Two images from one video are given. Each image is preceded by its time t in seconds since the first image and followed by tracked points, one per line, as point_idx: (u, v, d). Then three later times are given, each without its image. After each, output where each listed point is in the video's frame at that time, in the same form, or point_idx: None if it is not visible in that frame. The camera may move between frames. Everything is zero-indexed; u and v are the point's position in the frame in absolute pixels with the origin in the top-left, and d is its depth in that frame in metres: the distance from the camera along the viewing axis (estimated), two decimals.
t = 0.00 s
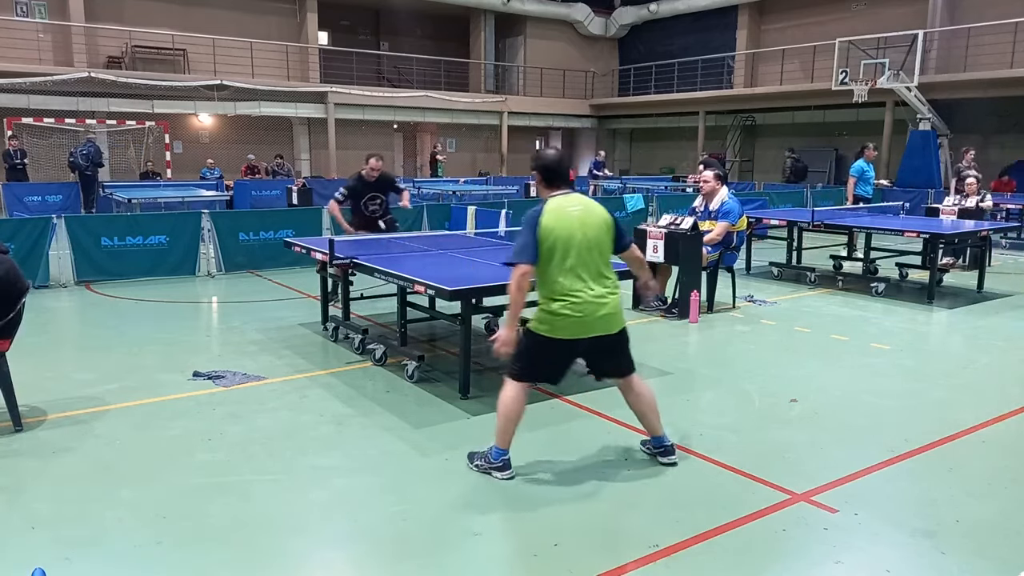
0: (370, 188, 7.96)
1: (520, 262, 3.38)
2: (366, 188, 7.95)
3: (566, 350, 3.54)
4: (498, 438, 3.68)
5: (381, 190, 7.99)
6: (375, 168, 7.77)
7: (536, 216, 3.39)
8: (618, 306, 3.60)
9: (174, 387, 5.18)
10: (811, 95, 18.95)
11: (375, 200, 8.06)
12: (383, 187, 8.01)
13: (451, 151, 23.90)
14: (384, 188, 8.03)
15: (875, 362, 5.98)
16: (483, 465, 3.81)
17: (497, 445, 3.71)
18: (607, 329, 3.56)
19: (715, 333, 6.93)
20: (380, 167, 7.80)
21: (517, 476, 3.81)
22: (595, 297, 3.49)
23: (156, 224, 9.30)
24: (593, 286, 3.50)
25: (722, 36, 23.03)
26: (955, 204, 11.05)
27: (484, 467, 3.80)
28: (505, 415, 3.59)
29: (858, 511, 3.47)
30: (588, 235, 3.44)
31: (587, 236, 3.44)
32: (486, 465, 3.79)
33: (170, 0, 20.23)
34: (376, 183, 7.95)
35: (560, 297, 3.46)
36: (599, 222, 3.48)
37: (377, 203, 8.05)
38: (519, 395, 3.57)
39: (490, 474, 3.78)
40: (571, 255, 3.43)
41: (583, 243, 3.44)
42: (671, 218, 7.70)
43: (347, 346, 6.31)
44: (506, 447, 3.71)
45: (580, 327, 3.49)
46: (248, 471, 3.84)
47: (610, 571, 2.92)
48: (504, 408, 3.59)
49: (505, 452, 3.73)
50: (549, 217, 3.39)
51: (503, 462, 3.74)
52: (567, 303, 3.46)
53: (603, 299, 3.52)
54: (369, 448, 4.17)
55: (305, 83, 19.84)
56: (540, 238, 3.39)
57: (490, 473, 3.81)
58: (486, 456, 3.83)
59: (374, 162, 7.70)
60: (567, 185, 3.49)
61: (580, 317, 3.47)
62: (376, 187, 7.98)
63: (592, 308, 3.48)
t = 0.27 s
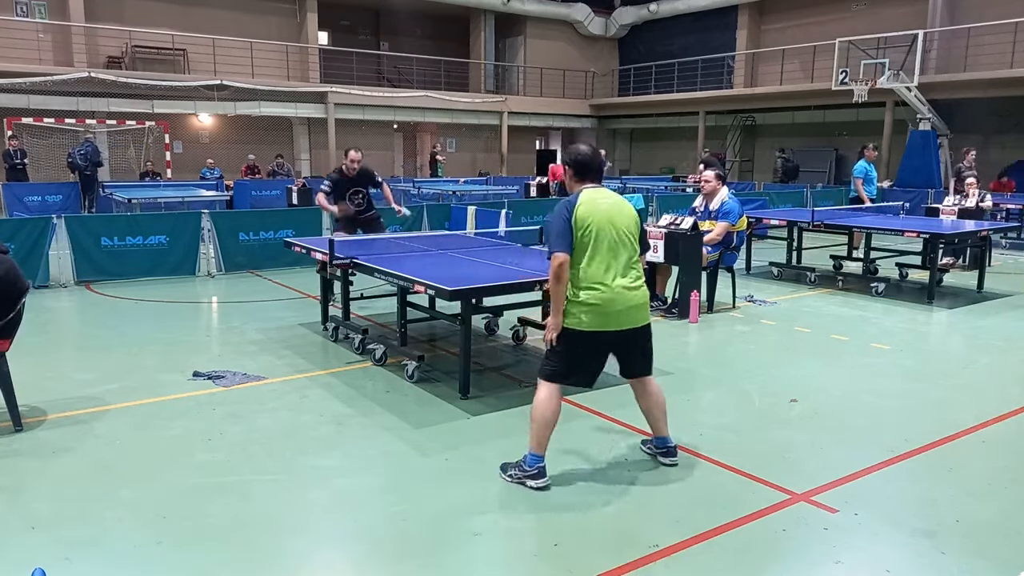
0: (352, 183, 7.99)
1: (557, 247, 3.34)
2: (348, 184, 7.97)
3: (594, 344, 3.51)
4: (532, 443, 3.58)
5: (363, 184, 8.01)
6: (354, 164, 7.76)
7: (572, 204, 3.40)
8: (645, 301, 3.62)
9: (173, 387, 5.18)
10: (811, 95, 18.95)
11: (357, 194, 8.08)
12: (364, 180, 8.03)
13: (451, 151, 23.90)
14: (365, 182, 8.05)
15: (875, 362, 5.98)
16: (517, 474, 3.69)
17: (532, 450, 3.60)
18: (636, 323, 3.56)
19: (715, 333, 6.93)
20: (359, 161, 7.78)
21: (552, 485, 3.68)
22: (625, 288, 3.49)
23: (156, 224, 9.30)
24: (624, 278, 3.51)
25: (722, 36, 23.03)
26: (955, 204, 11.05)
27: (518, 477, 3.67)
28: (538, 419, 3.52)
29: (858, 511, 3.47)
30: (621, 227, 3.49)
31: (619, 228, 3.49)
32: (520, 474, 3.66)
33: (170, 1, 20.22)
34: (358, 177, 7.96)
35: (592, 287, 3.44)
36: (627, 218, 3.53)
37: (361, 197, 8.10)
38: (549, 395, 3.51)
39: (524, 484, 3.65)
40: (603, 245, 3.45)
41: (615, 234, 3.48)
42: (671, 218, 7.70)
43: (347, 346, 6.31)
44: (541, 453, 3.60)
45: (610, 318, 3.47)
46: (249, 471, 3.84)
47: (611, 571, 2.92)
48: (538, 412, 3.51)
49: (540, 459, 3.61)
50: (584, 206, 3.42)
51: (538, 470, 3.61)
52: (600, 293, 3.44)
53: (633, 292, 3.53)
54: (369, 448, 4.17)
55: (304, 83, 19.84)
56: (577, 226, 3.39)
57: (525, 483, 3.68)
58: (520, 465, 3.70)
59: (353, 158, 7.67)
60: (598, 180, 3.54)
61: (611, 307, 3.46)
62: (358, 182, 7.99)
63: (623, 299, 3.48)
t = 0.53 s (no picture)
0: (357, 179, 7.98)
1: (548, 249, 3.28)
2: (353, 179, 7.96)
3: (583, 347, 3.50)
4: (522, 446, 3.57)
5: (367, 182, 7.99)
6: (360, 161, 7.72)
7: (561, 206, 3.34)
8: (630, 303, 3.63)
9: (173, 387, 5.18)
10: (811, 95, 18.95)
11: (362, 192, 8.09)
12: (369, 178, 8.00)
13: (451, 151, 23.90)
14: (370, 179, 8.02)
15: (875, 362, 5.98)
16: (511, 475, 3.69)
17: (523, 453, 3.59)
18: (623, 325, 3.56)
19: (715, 333, 6.93)
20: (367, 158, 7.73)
21: (546, 487, 3.67)
22: (613, 291, 3.49)
23: (156, 224, 9.30)
24: (612, 281, 3.50)
25: (722, 36, 23.02)
26: (955, 204, 11.05)
27: (512, 478, 3.67)
28: (526, 421, 3.50)
29: (858, 511, 3.47)
30: (608, 229, 3.47)
31: (606, 230, 3.47)
32: (514, 475, 3.66)
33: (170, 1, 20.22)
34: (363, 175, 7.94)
35: (581, 289, 3.42)
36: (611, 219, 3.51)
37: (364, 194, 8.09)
38: (537, 399, 3.50)
39: (518, 485, 3.65)
40: (592, 247, 3.43)
41: (603, 236, 3.46)
42: (671, 217, 7.70)
43: (347, 346, 6.31)
44: (532, 456, 3.59)
45: (599, 321, 3.46)
46: (249, 471, 3.84)
47: (611, 571, 2.92)
48: (525, 415, 3.51)
49: (531, 461, 3.60)
50: (573, 208, 3.37)
51: (530, 472, 3.60)
52: (589, 296, 3.43)
53: (621, 294, 3.52)
54: (369, 448, 4.17)
55: (305, 83, 19.85)
56: (568, 227, 3.34)
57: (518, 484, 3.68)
58: (513, 467, 3.71)
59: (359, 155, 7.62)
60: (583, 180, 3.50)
61: (600, 310, 3.45)
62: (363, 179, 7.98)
63: (611, 301, 3.47)
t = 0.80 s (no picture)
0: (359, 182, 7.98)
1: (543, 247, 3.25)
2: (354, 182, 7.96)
3: (578, 346, 3.48)
4: (522, 447, 3.57)
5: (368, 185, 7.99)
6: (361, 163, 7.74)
7: (555, 202, 3.31)
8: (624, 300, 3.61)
9: (174, 387, 5.18)
10: (811, 95, 18.95)
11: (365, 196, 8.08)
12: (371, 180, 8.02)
13: (451, 151, 23.90)
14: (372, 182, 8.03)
15: (875, 362, 5.98)
16: (511, 476, 3.69)
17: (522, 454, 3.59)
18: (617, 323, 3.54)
19: (715, 333, 6.93)
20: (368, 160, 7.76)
21: (546, 487, 3.66)
22: (607, 288, 3.47)
23: (156, 224, 9.30)
24: (606, 278, 3.48)
25: (722, 35, 23.02)
26: (955, 204, 11.05)
27: (512, 479, 3.67)
28: (525, 421, 3.51)
29: (858, 511, 3.47)
30: (602, 225, 3.45)
31: (600, 226, 3.45)
32: (514, 476, 3.66)
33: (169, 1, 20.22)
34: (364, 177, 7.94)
35: (575, 287, 3.40)
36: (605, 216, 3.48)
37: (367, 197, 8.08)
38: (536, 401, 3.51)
39: (518, 485, 3.65)
40: (586, 244, 3.41)
41: (597, 232, 3.44)
42: (671, 217, 7.70)
43: (347, 346, 6.31)
44: (531, 457, 3.59)
45: (593, 319, 3.44)
46: (249, 471, 3.84)
47: (612, 571, 2.92)
48: (523, 416, 3.52)
49: (531, 462, 3.59)
50: (568, 204, 3.34)
51: (530, 474, 3.60)
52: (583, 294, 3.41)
53: (614, 291, 3.51)
54: (369, 448, 4.17)
55: (305, 83, 19.85)
56: (563, 223, 3.31)
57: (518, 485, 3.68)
58: (514, 467, 3.71)
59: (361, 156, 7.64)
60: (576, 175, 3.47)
61: (596, 308, 3.43)
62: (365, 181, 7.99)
63: (605, 298, 3.46)
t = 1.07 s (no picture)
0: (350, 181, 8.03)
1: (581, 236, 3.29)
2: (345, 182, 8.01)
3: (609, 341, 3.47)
4: (539, 439, 3.64)
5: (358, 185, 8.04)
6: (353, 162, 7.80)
7: (596, 193, 3.36)
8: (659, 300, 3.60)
9: (173, 387, 5.18)
10: (811, 95, 18.94)
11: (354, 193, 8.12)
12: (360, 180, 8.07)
13: (450, 151, 23.91)
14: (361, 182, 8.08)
15: (874, 362, 5.98)
16: (520, 469, 3.72)
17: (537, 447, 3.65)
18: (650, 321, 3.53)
19: (715, 333, 6.93)
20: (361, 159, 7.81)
21: (553, 484, 3.71)
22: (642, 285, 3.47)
23: (156, 224, 9.30)
24: (642, 275, 3.48)
25: (722, 35, 23.02)
26: (955, 204, 11.06)
27: (521, 472, 3.71)
28: (550, 413, 3.56)
29: (858, 510, 3.48)
30: (643, 221, 3.47)
31: (640, 222, 3.47)
32: (523, 469, 3.71)
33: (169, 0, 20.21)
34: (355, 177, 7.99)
35: (610, 281, 3.42)
36: (647, 213, 3.50)
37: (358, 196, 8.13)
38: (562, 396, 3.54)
39: (526, 479, 3.70)
40: (625, 238, 3.42)
41: (637, 227, 3.46)
42: (671, 217, 7.70)
43: (347, 346, 6.31)
44: (542, 449, 3.67)
45: (626, 315, 3.44)
46: (248, 471, 3.84)
47: (612, 571, 2.92)
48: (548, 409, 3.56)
49: (543, 454, 3.68)
50: (608, 196, 3.39)
51: (539, 465, 3.68)
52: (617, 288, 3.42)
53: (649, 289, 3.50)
54: (369, 448, 4.17)
55: (305, 83, 19.85)
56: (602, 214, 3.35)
57: (528, 480, 3.72)
58: (522, 460, 3.74)
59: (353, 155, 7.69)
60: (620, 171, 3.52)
61: (630, 303, 3.43)
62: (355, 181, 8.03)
63: (639, 295, 3.46)
